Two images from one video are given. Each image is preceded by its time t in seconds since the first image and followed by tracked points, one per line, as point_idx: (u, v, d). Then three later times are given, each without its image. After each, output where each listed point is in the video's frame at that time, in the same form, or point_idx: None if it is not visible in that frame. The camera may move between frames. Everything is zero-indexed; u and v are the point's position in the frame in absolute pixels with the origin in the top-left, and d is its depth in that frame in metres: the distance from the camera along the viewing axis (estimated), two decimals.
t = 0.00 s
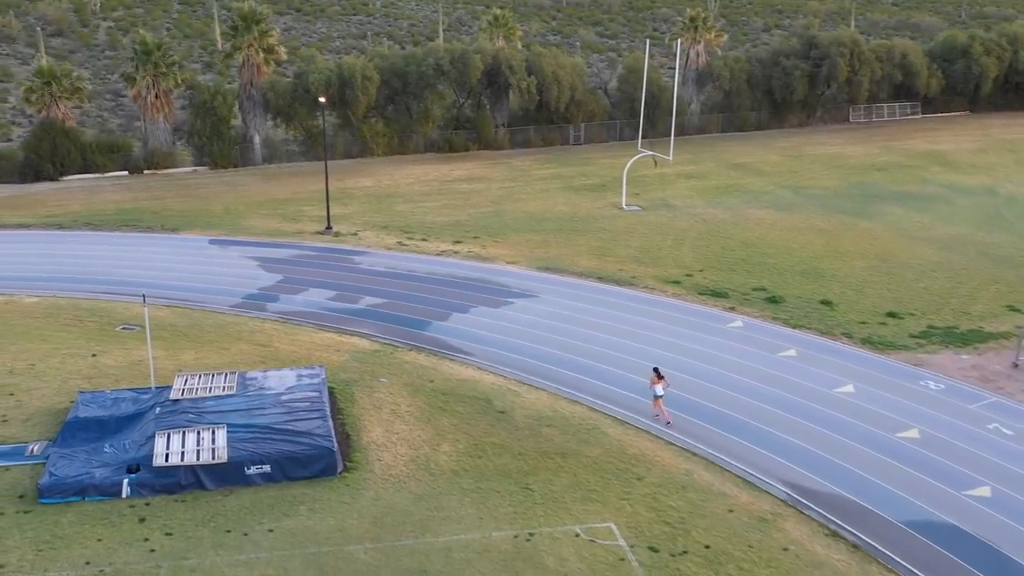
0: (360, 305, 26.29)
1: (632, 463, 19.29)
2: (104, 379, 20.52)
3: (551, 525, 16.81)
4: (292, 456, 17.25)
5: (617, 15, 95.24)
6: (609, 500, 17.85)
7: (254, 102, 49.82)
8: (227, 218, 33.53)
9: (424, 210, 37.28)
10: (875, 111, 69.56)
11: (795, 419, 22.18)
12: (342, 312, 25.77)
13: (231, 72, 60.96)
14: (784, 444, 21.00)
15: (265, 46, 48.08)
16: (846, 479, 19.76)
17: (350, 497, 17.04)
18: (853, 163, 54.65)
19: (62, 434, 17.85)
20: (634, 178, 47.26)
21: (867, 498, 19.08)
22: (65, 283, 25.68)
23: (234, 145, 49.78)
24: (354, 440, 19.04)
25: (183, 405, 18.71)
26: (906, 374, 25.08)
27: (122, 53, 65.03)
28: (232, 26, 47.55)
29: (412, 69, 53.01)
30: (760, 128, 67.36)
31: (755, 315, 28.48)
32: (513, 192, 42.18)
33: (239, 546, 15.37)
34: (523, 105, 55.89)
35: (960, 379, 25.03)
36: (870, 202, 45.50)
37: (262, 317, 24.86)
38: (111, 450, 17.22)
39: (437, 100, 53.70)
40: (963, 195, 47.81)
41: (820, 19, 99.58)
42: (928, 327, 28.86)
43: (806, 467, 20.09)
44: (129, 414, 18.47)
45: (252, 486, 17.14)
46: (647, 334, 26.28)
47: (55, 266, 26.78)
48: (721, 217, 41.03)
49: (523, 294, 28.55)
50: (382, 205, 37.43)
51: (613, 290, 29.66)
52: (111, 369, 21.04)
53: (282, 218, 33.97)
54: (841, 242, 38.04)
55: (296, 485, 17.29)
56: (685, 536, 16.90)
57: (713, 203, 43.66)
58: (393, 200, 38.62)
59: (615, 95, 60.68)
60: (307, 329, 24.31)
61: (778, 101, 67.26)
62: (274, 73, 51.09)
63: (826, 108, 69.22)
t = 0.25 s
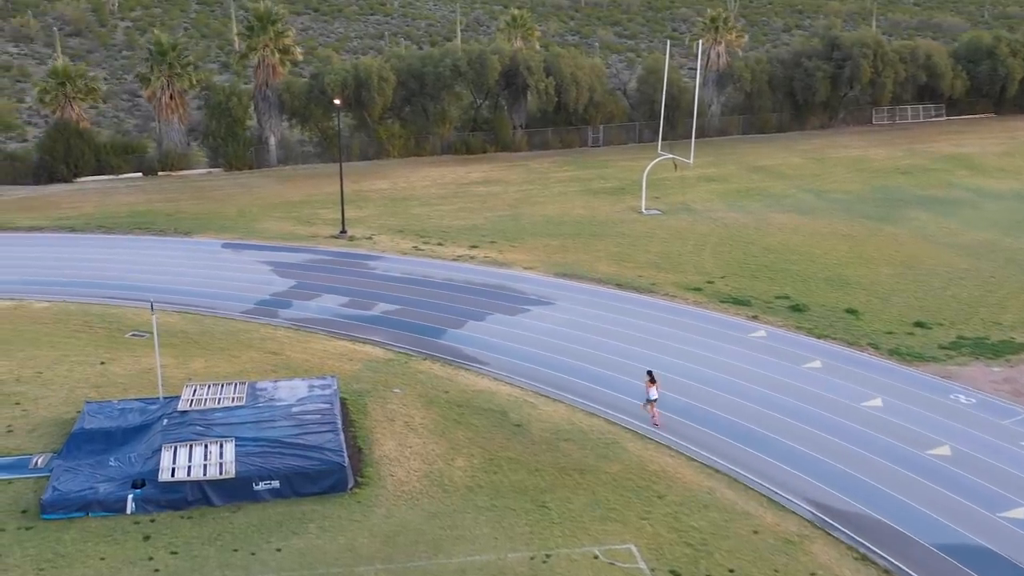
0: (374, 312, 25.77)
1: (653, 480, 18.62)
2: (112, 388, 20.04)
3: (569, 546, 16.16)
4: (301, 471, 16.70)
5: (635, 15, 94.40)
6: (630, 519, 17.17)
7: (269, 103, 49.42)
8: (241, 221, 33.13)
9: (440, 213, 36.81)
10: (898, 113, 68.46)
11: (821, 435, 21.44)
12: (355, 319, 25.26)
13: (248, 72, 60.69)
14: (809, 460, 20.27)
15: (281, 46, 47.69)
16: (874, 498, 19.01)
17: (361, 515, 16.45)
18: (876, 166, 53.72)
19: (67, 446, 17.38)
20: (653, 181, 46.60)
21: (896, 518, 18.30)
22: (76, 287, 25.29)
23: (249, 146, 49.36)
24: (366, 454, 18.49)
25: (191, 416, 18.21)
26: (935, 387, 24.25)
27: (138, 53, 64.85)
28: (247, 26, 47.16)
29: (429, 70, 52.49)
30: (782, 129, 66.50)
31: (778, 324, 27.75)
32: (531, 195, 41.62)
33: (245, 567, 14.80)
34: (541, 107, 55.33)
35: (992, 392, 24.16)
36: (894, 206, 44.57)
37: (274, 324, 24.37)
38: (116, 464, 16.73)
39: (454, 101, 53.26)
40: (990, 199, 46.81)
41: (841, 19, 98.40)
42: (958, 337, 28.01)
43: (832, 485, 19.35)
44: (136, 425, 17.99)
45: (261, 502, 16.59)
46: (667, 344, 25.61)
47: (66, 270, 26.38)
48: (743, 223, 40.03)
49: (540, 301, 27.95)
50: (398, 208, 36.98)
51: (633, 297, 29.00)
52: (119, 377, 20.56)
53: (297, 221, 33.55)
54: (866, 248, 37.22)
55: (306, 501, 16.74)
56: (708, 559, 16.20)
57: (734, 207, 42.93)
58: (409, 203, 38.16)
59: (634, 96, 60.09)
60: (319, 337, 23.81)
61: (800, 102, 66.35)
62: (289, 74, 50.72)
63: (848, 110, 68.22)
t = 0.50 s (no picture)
0: (388, 320, 25.23)
1: (674, 499, 17.92)
2: (119, 397, 19.52)
3: (587, 569, 15.49)
4: (310, 488, 16.13)
5: (654, 15, 93.55)
6: (651, 540, 16.48)
7: (284, 104, 48.91)
8: (254, 224, 32.69)
9: (457, 217, 36.29)
10: (921, 115, 67.27)
11: (844, 449, 20.71)
12: (369, 327, 24.71)
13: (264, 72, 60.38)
14: (831, 476, 19.55)
15: (296, 47, 47.28)
16: (899, 515, 18.25)
17: (371, 535, 15.84)
18: (900, 170, 52.71)
19: (71, 459, 16.88)
20: (673, 184, 45.89)
21: (920, 537, 17.55)
22: (86, 292, 24.88)
23: (263, 148, 48.98)
24: (378, 470, 17.90)
25: (198, 429, 17.69)
26: (967, 403, 23.35)
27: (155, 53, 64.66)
28: (262, 26, 46.79)
29: (445, 70, 51.92)
30: (803, 132, 65.58)
31: (802, 334, 26.99)
32: (548, 199, 41.03)
33: None
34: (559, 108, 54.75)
35: None
36: (919, 211, 43.62)
37: (285, 332, 23.86)
38: (120, 479, 16.21)
39: (471, 103, 52.70)
40: (1018, 204, 45.73)
41: (862, 19, 97.13)
42: (989, 349, 27.11)
43: (855, 502, 18.64)
44: (142, 437, 17.47)
45: (268, 520, 16.03)
46: (686, 353, 24.95)
47: (76, 274, 25.99)
48: (762, 226, 39.74)
49: (558, 309, 27.33)
50: (413, 212, 36.48)
51: (653, 305, 28.32)
52: (126, 386, 20.04)
53: (311, 225, 33.08)
54: (891, 254, 36.34)
55: (315, 519, 16.16)
56: None
57: (756, 212, 42.14)
58: (424, 206, 37.65)
59: (653, 98, 59.44)
60: (331, 346, 23.26)
61: (822, 104, 65.39)
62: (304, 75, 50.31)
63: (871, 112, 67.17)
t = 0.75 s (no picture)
0: (402, 328, 24.69)
1: (697, 519, 17.20)
2: (127, 407, 19.04)
3: None
4: (320, 507, 15.54)
5: (673, 15, 92.61)
6: (673, 564, 15.77)
7: (300, 105, 48.38)
8: (268, 227, 32.23)
9: (474, 222, 35.78)
10: (947, 117, 66.14)
11: (859, 461, 20.05)
12: (383, 335, 24.16)
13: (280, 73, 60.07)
14: (844, 488, 18.92)
15: (312, 48, 46.85)
16: (913, 529, 17.54)
17: (382, 556, 15.22)
18: (926, 174, 51.68)
19: (75, 473, 16.40)
20: (693, 188, 45.14)
21: (934, 552, 16.85)
22: (96, 297, 24.49)
23: (279, 150, 48.57)
24: (391, 487, 17.30)
25: (206, 442, 17.17)
26: (1003, 418, 22.38)
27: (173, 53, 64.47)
28: (279, 27, 46.42)
29: (463, 72, 51.35)
30: (826, 134, 64.61)
31: (829, 345, 26.22)
32: (567, 202, 40.44)
33: None
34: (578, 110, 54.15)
35: None
36: (947, 216, 42.66)
37: (297, 339, 23.36)
38: (125, 495, 15.69)
39: (488, 105, 52.12)
40: None
41: (884, 19, 95.82)
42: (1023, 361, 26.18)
43: (868, 515, 17.98)
44: (148, 451, 16.95)
45: (276, 539, 15.46)
46: (702, 363, 24.35)
47: (87, 279, 25.60)
48: (786, 231, 38.94)
49: (577, 317, 26.72)
50: (430, 216, 36.01)
51: (673, 314, 27.66)
52: (135, 396, 19.56)
53: (325, 230, 32.61)
54: (918, 262, 35.44)
55: (324, 539, 15.57)
56: None
57: (778, 217, 41.34)
58: (441, 210, 37.17)
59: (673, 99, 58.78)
60: (344, 355, 22.71)
61: (845, 106, 64.38)
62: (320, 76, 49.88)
63: (895, 114, 66.09)
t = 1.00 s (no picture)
0: (420, 336, 24.14)
1: (725, 542, 16.44)
2: (136, 418, 18.56)
3: None
4: (331, 527, 14.92)
5: (697, 15, 91.59)
6: None
7: (320, 106, 48.08)
8: (286, 231, 31.83)
9: (495, 226, 35.24)
10: (977, 120, 64.78)
11: (875, 473, 19.37)
12: (399, 343, 23.61)
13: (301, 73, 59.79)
14: (857, 500, 18.28)
15: (331, 49, 46.40)
16: (929, 543, 16.85)
17: None
18: (956, 178, 50.53)
19: (82, 488, 15.91)
20: (718, 192, 44.33)
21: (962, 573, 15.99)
22: (110, 302, 24.09)
23: (298, 151, 48.21)
24: (406, 505, 16.70)
25: (216, 456, 16.63)
26: None
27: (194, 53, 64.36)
28: (298, 27, 46.01)
29: (484, 73, 50.73)
30: (852, 136, 63.51)
31: (859, 357, 25.36)
32: (589, 206, 39.82)
33: None
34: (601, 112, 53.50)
35: None
36: (979, 222, 41.57)
37: (312, 347, 22.86)
38: (131, 512, 15.18)
39: (509, 106, 51.49)
40: None
41: (911, 19, 94.28)
42: None
43: (881, 528, 17.33)
44: (157, 465, 16.44)
45: (286, 559, 14.87)
46: (718, 372, 23.75)
47: (102, 283, 25.23)
48: (813, 237, 38.08)
49: (599, 326, 26.06)
50: (450, 220, 35.52)
51: (697, 323, 26.95)
52: (145, 406, 19.08)
53: (343, 234, 32.13)
54: (950, 269, 34.45)
55: (336, 560, 14.95)
56: None
57: (805, 222, 40.46)
58: (461, 214, 36.69)
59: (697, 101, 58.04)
60: (360, 364, 22.15)
61: (873, 108, 63.22)
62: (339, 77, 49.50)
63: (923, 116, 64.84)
